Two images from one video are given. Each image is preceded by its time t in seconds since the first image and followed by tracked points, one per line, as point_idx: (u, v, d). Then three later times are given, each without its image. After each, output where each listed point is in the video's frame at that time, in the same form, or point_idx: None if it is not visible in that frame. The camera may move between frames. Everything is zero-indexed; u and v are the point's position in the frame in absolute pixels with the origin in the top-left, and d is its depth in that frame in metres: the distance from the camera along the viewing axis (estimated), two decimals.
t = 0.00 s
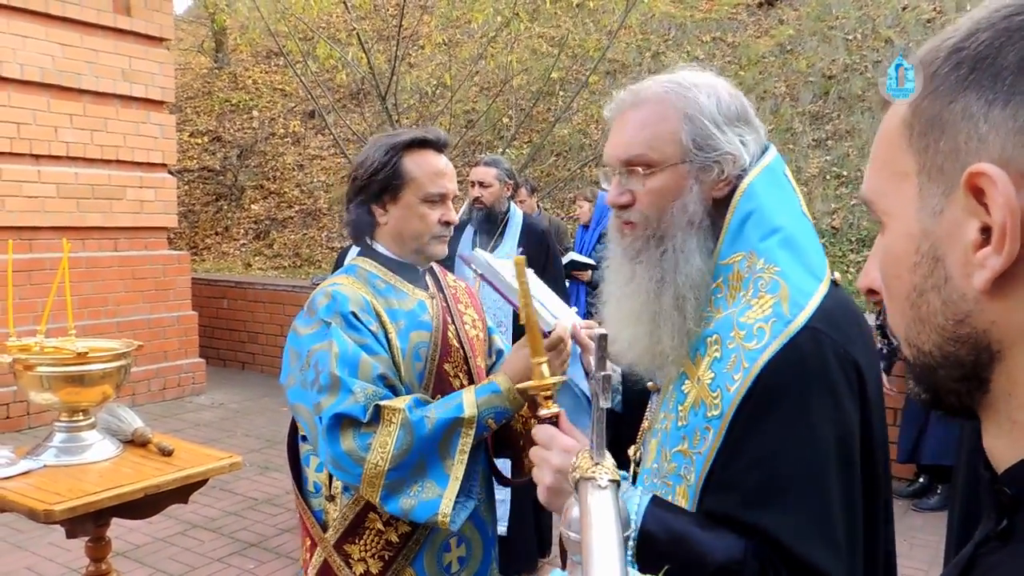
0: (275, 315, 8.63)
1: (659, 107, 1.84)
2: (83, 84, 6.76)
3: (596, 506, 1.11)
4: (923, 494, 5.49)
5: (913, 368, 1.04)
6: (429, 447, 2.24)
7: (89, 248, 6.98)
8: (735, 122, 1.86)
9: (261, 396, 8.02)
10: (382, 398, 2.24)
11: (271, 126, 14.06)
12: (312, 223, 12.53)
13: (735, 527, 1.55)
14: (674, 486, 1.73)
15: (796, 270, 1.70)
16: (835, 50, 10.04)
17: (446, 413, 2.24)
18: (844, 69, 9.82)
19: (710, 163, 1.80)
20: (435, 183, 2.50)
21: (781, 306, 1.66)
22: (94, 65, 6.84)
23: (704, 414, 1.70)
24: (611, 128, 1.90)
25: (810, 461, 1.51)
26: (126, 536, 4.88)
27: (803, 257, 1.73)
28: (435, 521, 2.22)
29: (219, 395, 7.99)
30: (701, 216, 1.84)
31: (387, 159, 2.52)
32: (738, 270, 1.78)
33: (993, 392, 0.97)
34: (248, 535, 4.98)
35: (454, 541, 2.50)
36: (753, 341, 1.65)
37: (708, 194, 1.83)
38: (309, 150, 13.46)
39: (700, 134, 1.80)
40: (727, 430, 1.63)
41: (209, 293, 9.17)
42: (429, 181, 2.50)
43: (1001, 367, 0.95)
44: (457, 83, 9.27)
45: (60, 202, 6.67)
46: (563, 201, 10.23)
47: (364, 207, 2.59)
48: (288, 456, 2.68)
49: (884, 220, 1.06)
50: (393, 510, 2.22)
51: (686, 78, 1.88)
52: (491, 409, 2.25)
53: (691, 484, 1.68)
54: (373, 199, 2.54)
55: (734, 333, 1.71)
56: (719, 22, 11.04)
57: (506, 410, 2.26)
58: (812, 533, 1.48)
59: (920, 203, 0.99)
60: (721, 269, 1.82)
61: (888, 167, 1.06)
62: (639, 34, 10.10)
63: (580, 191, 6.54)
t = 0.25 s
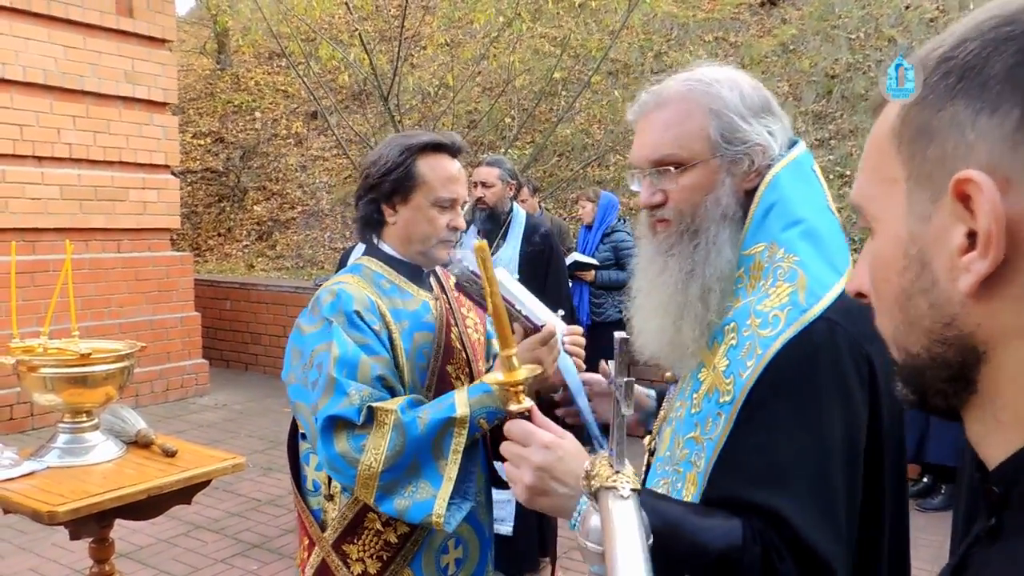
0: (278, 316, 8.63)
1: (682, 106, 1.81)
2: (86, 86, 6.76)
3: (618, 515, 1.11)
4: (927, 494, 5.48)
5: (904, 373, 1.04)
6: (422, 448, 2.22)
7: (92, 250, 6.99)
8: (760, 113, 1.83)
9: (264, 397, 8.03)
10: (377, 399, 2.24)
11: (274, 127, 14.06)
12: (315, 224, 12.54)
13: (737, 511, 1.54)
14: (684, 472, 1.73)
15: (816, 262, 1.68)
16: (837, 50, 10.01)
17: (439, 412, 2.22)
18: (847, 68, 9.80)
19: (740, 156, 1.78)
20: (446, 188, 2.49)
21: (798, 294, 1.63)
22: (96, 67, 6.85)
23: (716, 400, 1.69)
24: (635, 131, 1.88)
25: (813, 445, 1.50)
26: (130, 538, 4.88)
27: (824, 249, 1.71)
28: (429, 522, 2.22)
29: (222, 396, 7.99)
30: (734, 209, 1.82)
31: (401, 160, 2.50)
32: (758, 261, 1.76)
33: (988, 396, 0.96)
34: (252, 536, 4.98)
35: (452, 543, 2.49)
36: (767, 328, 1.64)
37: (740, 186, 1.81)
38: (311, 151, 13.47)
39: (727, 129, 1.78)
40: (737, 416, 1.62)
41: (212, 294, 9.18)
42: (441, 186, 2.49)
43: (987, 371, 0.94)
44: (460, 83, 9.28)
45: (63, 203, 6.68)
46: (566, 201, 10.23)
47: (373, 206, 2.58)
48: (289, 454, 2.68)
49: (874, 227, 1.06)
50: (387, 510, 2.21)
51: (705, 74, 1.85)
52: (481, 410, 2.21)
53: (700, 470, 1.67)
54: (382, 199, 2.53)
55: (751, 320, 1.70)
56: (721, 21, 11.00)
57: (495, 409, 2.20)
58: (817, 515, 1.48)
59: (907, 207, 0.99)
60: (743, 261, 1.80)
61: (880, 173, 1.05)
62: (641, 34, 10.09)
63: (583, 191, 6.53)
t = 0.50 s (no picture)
0: (283, 317, 8.65)
1: (709, 104, 1.81)
2: (89, 90, 6.78)
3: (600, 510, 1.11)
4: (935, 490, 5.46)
5: (823, 389, 1.03)
6: (416, 444, 2.24)
7: (96, 253, 7.01)
8: (790, 104, 1.82)
9: (269, 398, 8.04)
10: (370, 396, 2.24)
11: (277, 129, 14.08)
12: (319, 225, 12.56)
13: (762, 495, 1.47)
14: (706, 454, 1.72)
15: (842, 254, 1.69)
16: (840, 46, 9.92)
17: (432, 408, 2.24)
18: (850, 64, 9.71)
19: (770, 150, 1.77)
20: (449, 193, 2.49)
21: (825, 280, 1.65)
22: (99, 71, 6.86)
23: (738, 384, 1.69)
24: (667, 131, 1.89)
25: (834, 430, 1.41)
26: (136, 540, 4.89)
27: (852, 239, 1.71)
28: (426, 518, 2.23)
29: (227, 398, 8.01)
30: (766, 202, 1.81)
31: (407, 162, 2.48)
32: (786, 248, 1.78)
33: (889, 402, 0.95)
34: (258, 537, 4.99)
35: (451, 545, 2.50)
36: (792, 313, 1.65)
37: (772, 180, 1.80)
38: (315, 152, 13.48)
39: (755, 123, 1.77)
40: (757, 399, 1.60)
41: (217, 296, 9.20)
42: (444, 190, 2.48)
43: (887, 377, 0.95)
44: (462, 83, 9.29)
45: (67, 207, 6.71)
46: (570, 200, 10.23)
47: (375, 207, 2.57)
48: (289, 455, 2.68)
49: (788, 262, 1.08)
50: (385, 509, 2.22)
51: (732, 72, 1.84)
52: (476, 407, 2.24)
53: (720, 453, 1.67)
54: (385, 200, 2.52)
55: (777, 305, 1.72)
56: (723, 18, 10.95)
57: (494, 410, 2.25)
58: (851, 501, 1.37)
59: (816, 236, 1.00)
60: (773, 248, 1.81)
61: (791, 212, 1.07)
62: (643, 32, 10.08)
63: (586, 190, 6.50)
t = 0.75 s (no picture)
0: (284, 317, 8.65)
1: (729, 108, 1.83)
2: (91, 90, 6.78)
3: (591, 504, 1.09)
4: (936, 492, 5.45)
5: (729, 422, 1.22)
6: (405, 460, 2.25)
7: (98, 253, 7.01)
8: (812, 107, 1.85)
9: (270, 399, 8.04)
10: (356, 402, 2.23)
11: (279, 130, 14.08)
12: (320, 226, 12.55)
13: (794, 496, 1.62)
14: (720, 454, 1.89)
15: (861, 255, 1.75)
16: (842, 47, 9.94)
17: (427, 426, 2.25)
18: (852, 66, 9.71)
19: (790, 152, 1.78)
20: (452, 195, 2.49)
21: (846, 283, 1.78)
22: (102, 71, 6.87)
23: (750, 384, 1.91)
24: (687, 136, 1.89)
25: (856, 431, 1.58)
26: (136, 540, 4.90)
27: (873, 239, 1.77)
28: (403, 534, 2.24)
29: (228, 398, 8.01)
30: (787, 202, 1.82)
31: (409, 164, 2.48)
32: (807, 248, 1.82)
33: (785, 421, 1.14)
34: (258, 537, 4.99)
35: (447, 551, 2.50)
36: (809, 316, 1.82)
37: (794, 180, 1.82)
38: (317, 153, 13.48)
39: (774, 125, 1.79)
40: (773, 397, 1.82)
41: (218, 296, 9.20)
42: (447, 192, 2.48)
43: (782, 398, 1.14)
44: (464, 84, 9.29)
45: (69, 207, 6.71)
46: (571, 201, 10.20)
47: (377, 208, 2.56)
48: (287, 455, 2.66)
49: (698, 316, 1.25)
50: (363, 518, 2.25)
51: (750, 75, 1.88)
52: (466, 431, 2.27)
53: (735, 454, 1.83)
54: (387, 202, 2.52)
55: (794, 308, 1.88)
56: (726, 20, 10.78)
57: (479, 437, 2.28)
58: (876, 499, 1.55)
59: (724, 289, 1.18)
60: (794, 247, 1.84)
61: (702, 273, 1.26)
62: (645, 34, 10.08)
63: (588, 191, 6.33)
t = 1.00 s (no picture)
0: (287, 316, 8.65)
1: (742, 115, 1.98)
2: (95, 89, 6.80)
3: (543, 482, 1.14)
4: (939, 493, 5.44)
5: (694, 477, 1.38)
6: (397, 488, 2.30)
7: (101, 252, 7.02)
8: (827, 110, 1.96)
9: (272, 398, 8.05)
10: (349, 423, 2.25)
11: (282, 130, 14.09)
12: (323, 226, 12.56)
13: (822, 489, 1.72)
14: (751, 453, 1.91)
15: (888, 253, 1.83)
16: (846, 48, 9.92)
17: (422, 459, 2.30)
18: (856, 67, 9.69)
19: (800, 155, 1.93)
20: (459, 193, 2.49)
21: (869, 280, 1.82)
22: (106, 70, 6.88)
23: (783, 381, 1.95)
24: (703, 142, 2.04)
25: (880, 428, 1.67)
26: (139, 539, 4.90)
27: (897, 236, 1.85)
28: (387, 560, 2.29)
29: (230, 397, 8.01)
30: (799, 204, 1.98)
31: (415, 164, 2.48)
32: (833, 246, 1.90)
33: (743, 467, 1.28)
34: (261, 537, 4.99)
35: (453, 553, 2.48)
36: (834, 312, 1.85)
37: (807, 183, 1.97)
38: (320, 152, 13.48)
39: (783, 131, 1.93)
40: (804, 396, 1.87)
41: (221, 295, 9.21)
42: (455, 190, 2.49)
43: (736, 450, 1.29)
44: (467, 83, 9.29)
45: (72, 206, 6.72)
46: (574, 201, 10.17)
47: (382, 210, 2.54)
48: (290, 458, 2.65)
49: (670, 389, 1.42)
50: (348, 538, 2.30)
51: (764, 81, 2.02)
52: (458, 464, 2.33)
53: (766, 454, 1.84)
54: (395, 205, 2.50)
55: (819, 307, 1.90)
56: (729, 21, 10.91)
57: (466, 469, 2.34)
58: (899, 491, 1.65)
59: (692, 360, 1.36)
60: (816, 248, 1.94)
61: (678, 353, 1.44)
62: (648, 34, 10.08)
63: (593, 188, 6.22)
